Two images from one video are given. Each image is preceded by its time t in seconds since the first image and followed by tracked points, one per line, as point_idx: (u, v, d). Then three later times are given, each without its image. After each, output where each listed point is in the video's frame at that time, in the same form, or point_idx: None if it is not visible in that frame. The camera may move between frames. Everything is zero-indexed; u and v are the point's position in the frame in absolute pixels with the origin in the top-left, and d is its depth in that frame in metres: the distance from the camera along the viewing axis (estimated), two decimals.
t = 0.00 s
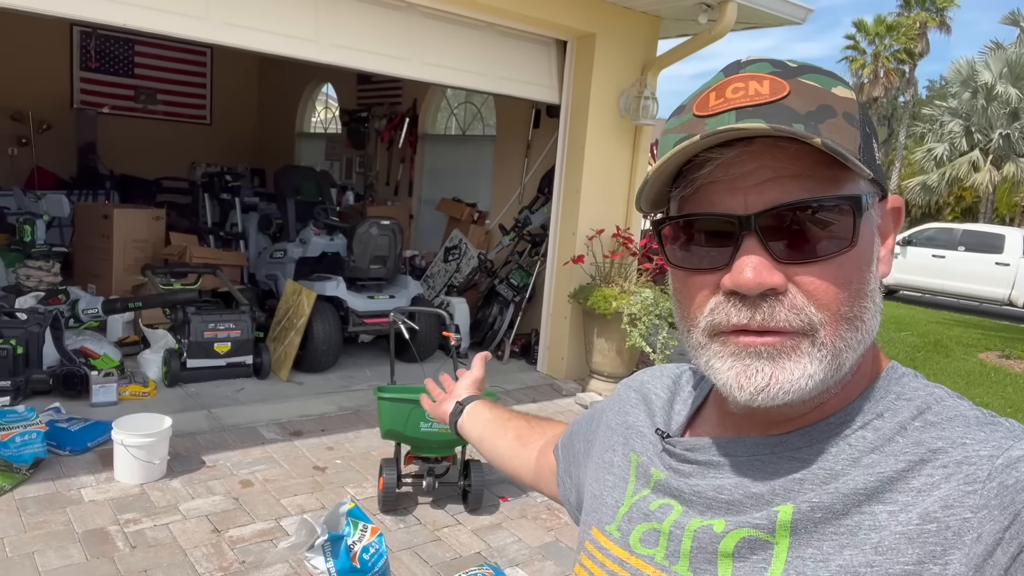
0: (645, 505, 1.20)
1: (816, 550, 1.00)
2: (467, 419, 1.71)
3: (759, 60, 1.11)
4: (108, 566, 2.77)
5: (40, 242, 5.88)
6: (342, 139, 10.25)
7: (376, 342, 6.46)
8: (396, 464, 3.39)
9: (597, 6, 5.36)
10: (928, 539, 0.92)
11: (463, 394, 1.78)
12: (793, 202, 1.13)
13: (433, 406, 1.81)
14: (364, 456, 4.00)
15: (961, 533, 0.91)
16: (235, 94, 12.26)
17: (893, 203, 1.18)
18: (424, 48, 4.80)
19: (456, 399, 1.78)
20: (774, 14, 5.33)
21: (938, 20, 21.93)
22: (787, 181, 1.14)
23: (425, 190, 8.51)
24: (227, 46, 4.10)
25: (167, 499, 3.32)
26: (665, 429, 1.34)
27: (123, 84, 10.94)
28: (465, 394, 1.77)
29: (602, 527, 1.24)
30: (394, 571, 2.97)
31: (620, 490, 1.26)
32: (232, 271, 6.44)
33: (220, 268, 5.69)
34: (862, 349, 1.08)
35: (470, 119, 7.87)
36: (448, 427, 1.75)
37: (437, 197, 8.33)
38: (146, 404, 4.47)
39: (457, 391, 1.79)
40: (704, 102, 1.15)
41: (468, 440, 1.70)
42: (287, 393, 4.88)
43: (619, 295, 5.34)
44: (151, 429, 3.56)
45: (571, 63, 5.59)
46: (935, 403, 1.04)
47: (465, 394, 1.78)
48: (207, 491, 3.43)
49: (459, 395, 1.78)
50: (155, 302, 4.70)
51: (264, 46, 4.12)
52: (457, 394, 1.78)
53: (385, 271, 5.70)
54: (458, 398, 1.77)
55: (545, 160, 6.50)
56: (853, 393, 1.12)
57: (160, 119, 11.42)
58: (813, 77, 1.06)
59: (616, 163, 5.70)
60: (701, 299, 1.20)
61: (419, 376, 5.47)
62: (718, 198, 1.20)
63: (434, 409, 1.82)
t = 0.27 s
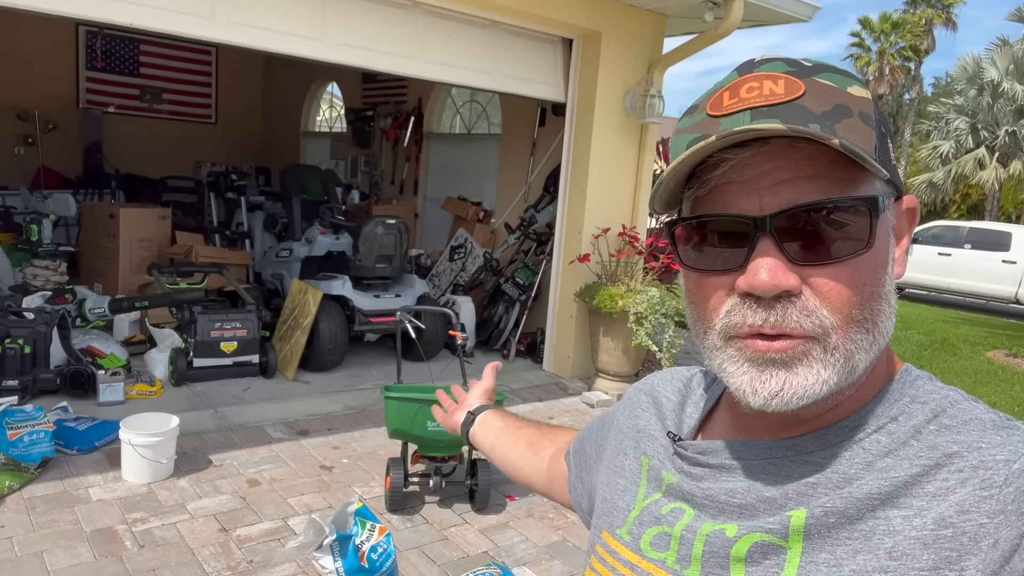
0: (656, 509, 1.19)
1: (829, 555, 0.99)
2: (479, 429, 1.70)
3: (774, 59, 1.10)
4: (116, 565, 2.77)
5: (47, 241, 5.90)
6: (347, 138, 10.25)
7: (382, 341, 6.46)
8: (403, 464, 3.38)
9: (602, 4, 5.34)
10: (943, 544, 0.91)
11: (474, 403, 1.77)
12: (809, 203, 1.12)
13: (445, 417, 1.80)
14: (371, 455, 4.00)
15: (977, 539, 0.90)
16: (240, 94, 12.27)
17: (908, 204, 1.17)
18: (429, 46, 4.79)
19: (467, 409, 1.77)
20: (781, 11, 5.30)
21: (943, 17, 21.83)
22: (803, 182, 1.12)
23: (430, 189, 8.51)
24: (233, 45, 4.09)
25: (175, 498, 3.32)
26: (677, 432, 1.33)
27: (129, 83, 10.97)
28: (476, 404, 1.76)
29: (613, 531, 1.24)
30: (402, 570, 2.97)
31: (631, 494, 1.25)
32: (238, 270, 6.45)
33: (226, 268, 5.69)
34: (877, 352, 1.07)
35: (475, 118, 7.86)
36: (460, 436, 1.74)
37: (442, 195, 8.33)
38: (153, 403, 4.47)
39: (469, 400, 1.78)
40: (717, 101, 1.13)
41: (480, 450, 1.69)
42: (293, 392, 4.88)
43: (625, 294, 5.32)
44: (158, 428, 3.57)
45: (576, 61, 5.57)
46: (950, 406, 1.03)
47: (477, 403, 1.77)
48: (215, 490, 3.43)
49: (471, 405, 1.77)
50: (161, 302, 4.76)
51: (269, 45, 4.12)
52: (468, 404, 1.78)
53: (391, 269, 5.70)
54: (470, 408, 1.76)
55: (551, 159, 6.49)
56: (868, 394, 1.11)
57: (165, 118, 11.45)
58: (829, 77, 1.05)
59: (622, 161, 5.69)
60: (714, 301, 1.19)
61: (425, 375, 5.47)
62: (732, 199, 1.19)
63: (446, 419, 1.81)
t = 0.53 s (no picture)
0: (666, 507, 1.19)
1: (841, 555, 0.99)
2: (489, 431, 1.70)
3: (791, 53, 1.09)
4: (121, 564, 2.77)
5: (49, 240, 5.89)
6: (347, 136, 10.24)
7: (384, 339, 6.45)
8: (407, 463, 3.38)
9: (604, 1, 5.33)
10: (958, 544, 0.91)
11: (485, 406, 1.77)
12: (823, 199, 1.11)
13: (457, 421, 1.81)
14: (374, 454, 4.00)
15: (992, 539, 0.90)
16: (240, 92, 12.25)
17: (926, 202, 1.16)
18: (431, 44, 4.78)
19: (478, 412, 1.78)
20: (783, 8, 5.28)
21: (944, 13, 21.79)
22: (816, 179, 1.12)
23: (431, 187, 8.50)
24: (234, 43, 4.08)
25: (178, 497, 3.32)
26: (688, 431, 1.32)
27: (129, 82, 10.91)
28: (486, 406, 1.77)
29: (622, 529, 1.24)
30: (406, 569, 2.96)
31: (641, 492, 1.25)
32: (240, 269, 6.44)
33: (228, 266, 5.69)
34: (888, 351, 1.07)
35: (476, 116, 7.85)
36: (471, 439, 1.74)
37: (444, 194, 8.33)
38: (156, 402, 4.47)
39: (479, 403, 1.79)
40: (732, 95, 1.13)
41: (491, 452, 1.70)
42: (296, 391, 4.88)
43: (627, 291, 5.32)
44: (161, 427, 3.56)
45: (578, 58, 5.56)
46: (965, 405, 1.03)
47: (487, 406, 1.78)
48: (218, 489, 3.43)
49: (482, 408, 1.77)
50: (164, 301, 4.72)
51: (271, 43, 4.11)
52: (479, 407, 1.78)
53: (393, 268, 5.69)
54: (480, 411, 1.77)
55: (552, 157, 6.47)
56: (882, 393, 1.10)
57: (165, 116, 11.43)
58: (846, 71, 1.05)
59: (624, 159, 5.68)
60: (726, 298, 1.19)
61: (427, 374, 5.46)
62: (745, 195, 1.19)
63: (457, 422, 1.82)
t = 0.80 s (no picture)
0: (668, 520, 1.19)
1: (845, 570, 0.99)
2: (491, 443, 1.70)
3: (810, 58, 1.09)
4: (121, 567, 2.77)
5: (47, 241, 5.88)
6: (346, 135, 10.22)
7: (383, 339, 6.45)
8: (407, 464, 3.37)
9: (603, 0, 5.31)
10: (963, 562, 0.91)
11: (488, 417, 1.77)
12: (838, 206, 1.11)
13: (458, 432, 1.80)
14: (374, 455, 3.99)
15: (998, 557, 0.89)
16: (238, 91, 12.23)
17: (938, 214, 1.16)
18: (429, 43, 4.76)
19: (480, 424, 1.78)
20: (783, 6, 5.28)
21: (942, 10, 21.78)
22: (832, 187, 1.12)
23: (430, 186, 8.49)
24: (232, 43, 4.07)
25: (178, 499, 3.31)
26: (691, 443, 1.32)
27: (126, 81, 10.86)
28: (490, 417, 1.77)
29: (623, 541, 1.23)
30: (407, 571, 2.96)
31: (642, 504, 1.24)
32: (239, 269, 6.43)
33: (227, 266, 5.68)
34: (896, 361, 1.06)
35: (475, 114, 7.84)
36: (472, 451, 1.74)
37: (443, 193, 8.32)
38: (155, 403, 4.47)
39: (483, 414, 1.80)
40: (750, 99, 1.13)
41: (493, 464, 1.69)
42: (295, 392, 4.87)
43: (627, 291, 5.32)
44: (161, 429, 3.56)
45: (577, 58, 5.54)
46: (972, 421, 1.03)
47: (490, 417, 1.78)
48: (218, 491, 3.42)
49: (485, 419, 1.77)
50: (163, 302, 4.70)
51: (270, 44, 4.10)
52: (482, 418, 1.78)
53: (392, 267, 5.68)
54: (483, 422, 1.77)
55: (552, 156, 6.46)
56: (889, 404, 1.10)
57: (163, 115, 11.39)
58: (866, 79, 1.05)
59: (624, 159, 5.67)
60: (733, 309, 1.19)
61: (427, 374, 5.46)
62: (760, 200, 1.18)
63: (458, 433, 1.82)
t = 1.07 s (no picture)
0: (672, 526, 1.19)
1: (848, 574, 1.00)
2: (495, 450, 1.70)
3: (800, 65, 1.10)
4: (121, 569, 2.76)
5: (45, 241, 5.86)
6: (344, 134, 10.21)
7: (382, 339, 6.44)
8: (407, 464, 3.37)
9: None
10: (966, 567, 0.91)
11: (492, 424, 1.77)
12: (833, 214, 1.11)
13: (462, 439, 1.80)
14: (374, 455, 3.99)
15: (1001, 561, 0.89)
16: (236, 91, 12.21)
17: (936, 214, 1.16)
18: (428, 43, 4.76)
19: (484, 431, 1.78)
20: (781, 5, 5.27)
21: (940, 8, 21.83)
22: (828, 196, 1.12)
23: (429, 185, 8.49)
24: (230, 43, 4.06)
25: (178, 500, 3.31)
26: (693, 447, 1.32)
27: (123, 80, 10.91)
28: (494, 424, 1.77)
29: (627, 546, 1.23)
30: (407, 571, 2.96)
31: (646, 509, 1.24)
32: (237, 269, 6.42)
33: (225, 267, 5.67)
34: (901, 369, 1.07)
35: (473, 113, 7.84)
36: (476, 458, 1.73)
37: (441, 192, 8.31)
38: (154, 404, 4.46)
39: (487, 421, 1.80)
40: (742, 108, 1.13)
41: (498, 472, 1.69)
42: (294, 392, 4.87)
43: (626, 290, 5.31)
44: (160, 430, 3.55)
45: (575, 57, 5.54)
46: (974, 422, 1.03)
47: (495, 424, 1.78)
48: (218, 491, 3.42)
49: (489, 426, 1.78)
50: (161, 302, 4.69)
51: (268, 44, 4.09)
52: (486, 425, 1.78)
53: (391, 267, 5.68)
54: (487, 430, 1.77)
55: (550, 155, 6.46)
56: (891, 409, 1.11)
57: (160, 115, 11.38)
58: (857, 84, 1.05)
59: (622, 158, 5.67)
60: (736, 315, 1.19)
61: (426, 373, 5.45)
62: (756, 211, 1.18)
63: (462, 441, 1.82)
